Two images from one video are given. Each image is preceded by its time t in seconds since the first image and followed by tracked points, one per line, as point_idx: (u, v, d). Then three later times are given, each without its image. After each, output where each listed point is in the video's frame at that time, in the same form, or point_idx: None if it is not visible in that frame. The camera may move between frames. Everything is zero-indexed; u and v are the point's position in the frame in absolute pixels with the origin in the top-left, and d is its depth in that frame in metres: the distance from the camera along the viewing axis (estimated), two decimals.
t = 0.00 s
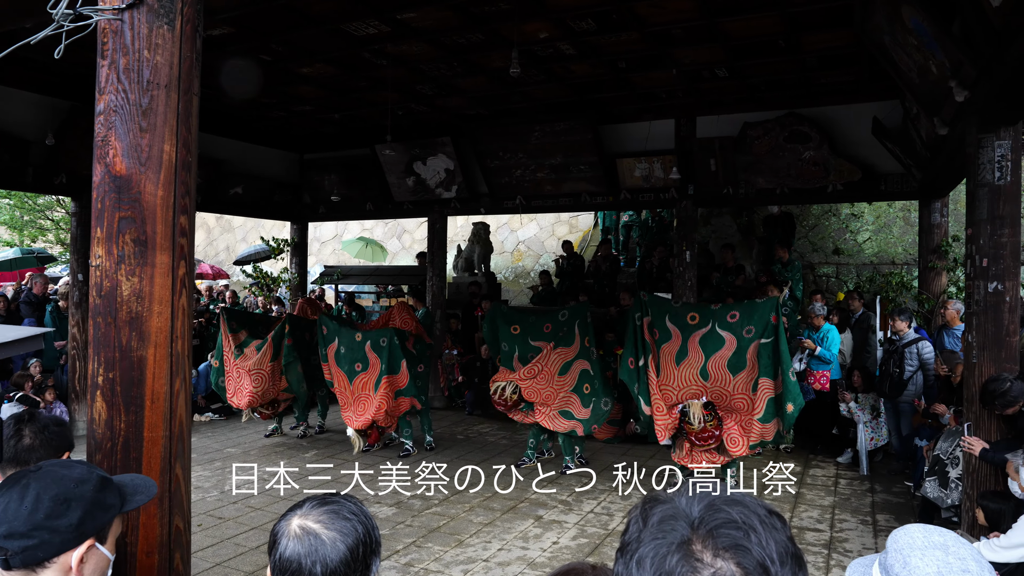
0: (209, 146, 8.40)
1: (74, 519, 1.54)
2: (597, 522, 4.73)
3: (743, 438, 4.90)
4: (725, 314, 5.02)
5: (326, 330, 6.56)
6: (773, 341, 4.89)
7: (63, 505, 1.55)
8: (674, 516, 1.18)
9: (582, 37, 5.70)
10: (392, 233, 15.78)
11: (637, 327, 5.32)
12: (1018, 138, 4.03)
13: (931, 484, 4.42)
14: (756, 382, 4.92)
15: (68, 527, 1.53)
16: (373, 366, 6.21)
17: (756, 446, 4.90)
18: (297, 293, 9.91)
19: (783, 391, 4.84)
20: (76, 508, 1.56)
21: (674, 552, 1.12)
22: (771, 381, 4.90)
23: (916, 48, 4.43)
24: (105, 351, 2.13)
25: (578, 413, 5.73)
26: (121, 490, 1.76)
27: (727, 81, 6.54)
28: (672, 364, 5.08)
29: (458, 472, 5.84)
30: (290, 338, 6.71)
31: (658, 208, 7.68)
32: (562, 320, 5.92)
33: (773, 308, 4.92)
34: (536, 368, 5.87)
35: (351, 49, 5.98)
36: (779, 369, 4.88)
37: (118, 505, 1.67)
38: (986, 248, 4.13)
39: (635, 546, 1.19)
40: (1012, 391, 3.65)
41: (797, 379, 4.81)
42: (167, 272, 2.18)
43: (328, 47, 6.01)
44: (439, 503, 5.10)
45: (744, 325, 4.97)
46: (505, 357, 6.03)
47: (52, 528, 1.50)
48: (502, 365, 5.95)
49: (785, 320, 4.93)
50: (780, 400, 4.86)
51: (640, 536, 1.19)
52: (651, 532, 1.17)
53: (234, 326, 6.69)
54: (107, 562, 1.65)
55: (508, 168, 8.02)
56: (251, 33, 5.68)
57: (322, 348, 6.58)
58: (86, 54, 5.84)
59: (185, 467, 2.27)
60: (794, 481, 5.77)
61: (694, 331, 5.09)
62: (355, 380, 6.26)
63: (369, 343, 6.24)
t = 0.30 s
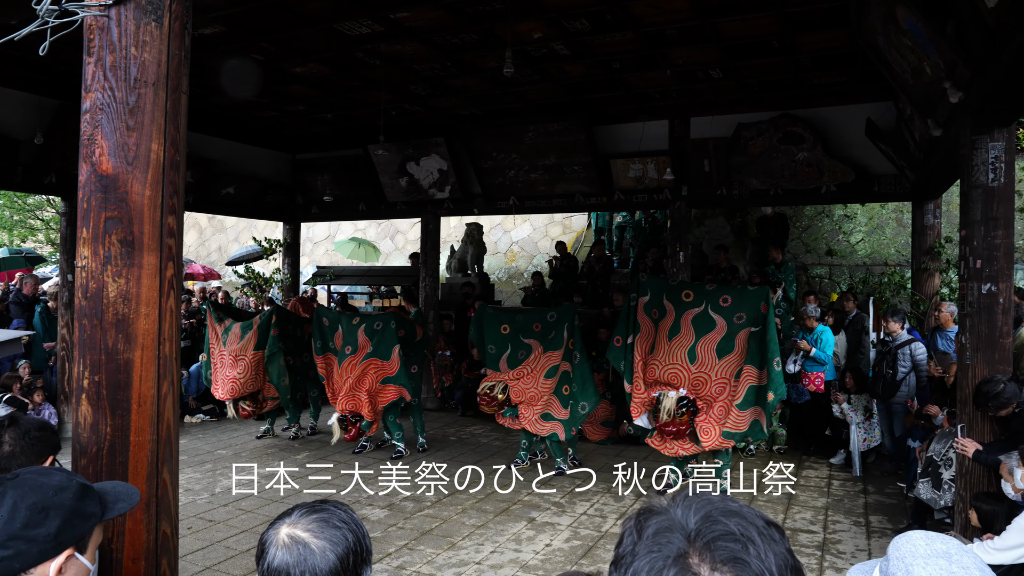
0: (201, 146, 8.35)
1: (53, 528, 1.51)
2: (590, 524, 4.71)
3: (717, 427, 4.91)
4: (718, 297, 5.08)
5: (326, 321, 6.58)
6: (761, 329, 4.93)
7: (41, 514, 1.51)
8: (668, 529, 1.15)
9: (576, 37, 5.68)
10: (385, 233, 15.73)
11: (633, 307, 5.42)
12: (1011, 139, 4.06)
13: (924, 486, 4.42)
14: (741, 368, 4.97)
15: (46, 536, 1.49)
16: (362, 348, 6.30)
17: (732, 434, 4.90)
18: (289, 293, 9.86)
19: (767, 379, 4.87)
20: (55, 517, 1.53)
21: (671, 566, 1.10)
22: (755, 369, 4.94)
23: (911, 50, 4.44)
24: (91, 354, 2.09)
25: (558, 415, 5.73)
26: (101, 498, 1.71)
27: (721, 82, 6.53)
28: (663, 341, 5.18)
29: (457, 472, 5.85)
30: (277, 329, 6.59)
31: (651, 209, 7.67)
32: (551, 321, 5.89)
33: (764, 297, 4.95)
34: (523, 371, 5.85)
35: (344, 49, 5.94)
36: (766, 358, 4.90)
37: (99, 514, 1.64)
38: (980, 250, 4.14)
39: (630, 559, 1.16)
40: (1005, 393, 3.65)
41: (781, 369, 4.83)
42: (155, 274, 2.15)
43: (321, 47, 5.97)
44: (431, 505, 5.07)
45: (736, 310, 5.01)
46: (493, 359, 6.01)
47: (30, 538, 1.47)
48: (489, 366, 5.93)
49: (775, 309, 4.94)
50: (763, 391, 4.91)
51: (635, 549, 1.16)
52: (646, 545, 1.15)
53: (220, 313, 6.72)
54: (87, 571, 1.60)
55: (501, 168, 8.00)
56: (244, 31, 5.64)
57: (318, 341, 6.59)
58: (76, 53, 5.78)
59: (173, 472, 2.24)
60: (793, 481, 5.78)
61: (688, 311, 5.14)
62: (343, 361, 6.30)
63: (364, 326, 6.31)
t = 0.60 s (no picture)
0: (137, 140, 8.04)
1: None
2: (538, 523, 4.72)
3: (651, 433, 5.01)
4: (656, 310, 5.20)
5: (270, 334, 6.42)
6: (695, 342, 5.05)
7: None
8: (625, 527, 1.15)
9: (525, 37, 5.68)
10: (331, 232, 15.47)
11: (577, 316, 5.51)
12: (942, 145, 4.24)
13: (860, 479, 4.55)
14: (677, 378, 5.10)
15: None
16: (302, 374, 6.20)
17: (663, 443, 5.03)
18: (230, 293, 9.58)
19: (706, 391, 5.01)
20: None
21: (629, 565, 1.09)
22: (689, 382, 5.07)
23: (849, 56, 4.61)
24: (15, 356, 1.95)
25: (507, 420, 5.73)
26: (23, 508, 1.61)
27: (668, 84, 6.65)
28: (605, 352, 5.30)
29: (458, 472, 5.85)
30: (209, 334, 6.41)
31: (598, 209, 7.75)
32: (481, 333, 5.85)
33: (695, 312, 5.06)
34: (459, 387, 5.82)
35: (289, 43, 5.81)
36: (701, 370, 5.04)
37: (21, 524, 1.58)
38: (914, 251, 4.31)
39: (587, 559, 1.15)
40: (936, 388, 3.80)
41: (724, 382, 4.98)
42: (88, 271, 2.05)
43: (264, 41, 5.82)
44: (377, 507, 4.99)
45: (673, 322, 5.15)
46: (434, 373, 5.92)
47: None
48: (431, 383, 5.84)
49: (706, 322, 5.06)
50: (699, 403, 5.05)
51: (592, 549, 1.15)
52: (603, 544, 1.14)
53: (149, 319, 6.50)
54: None
55: (448, 167, 7.95)
56: (183, 22, 5.45)
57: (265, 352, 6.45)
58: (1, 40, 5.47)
59: (106, 479, 2.13)
60: (793, 481, 5.80)
61: (631, 323, 5.27)
62: (284, 381, 6.25)
63: (308, 352, 6.20)
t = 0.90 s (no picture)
0: (85, 134, 7.77)
1: None
2: (501, 523, 4.70)
3: (607, 453, 5.14)
4: (596, 338, 5.30)
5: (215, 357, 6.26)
6: (638, 366, 5.18)
7: None
8: (595, 528, 1.14)
9: (486, 35, 5.65)
10: (288, 231, 15.20)
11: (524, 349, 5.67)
12: (893, 147, 4.35)
13: (818, 474, 4.68)
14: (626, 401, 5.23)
15: None
16: (253, 408, 6.04)
17: (619, 462, 5.16)
18: (185, 292, 9.34)
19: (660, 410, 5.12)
20: None
21: (601, 567, 1.08)
22: (640, 403, 5.19)
23: (805, 59, 4.70)
24: None
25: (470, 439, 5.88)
26: None
27: (628, 85, 6.69)
28: (556, 383, 5.44)
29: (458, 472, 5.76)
30: (146, 360, 6.23)
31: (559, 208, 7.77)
32: (433, 358, 5.86)
33: (636, 335, 5.18)
34: (426, 413, 5.87)
35: (244, 37, 5.66)
36: (648, 390, 5.17)
37: None
38: (868, 250, 4.42)
39: (556, 561, 1.13)
40: (889, 384, 3.89)
41: (678, 400, 5.05)
42: (30, 268, 1.95)
43: (219, 33, 5.66)
44: (338, 509, 4.91)
45: (613, 348, 5.25)
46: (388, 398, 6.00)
47: None
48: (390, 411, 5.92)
49: (648, 345, 5.18)
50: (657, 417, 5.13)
51: (561, 551, 1.14)
52: (573, 546, 1.12)
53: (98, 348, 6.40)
54: None
55: (408, 165, 7.87)
56: (132, 13, 5.27)
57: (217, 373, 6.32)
58: None
59: (53, 484, 2.04)
60: (793, 481, 5.80)
61: (573, 353, 5.39)
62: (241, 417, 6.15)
63: (249, 385, 6.01)
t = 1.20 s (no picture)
0: (85, 134, 7.75)
1: None
2: (503, 523, 4.68)
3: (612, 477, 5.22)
4: (585, 370, 5.33)
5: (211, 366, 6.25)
6: (627, 395, 5.23)
7: None
8: (612, 533, 1.11)
9: (487, 34, 5.63)
10: (289, 230, 15.18)
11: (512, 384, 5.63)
12: (897, 146, 4.33)
13: (822, 474, 4.66)
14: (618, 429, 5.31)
15: None
16: (247, 414, 6.02)
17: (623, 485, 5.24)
18: (185, 292, 9.32)
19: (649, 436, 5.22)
20: None
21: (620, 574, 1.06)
22: (631, 429, 5.27)
23: (808, 58, 4.68)
24: None
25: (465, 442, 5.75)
26: None
27: (629, 84, 6.66)
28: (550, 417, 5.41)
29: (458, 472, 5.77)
30: (139, 367, 6.17)
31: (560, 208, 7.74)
32: (430, 351, 5.83)
33: (625, 363, 5.23)
34: (421, 413, 5.77)
35: (244, 36, 5.64)
36: (638, 415, 5.25)
37: None
38: (871, 250, 4.40)
39: (572, 568, 1.11)
40: (893, 384, 3.88)
41: (668, 428, 5.12)
42: (31, 266, 1.93)
43: (219, 32, 5.64)
44: (340, 510, 4.89)
45: (603, 380, 5.29)
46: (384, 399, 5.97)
47: None
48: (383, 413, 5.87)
49: (638, 371, 5.23)
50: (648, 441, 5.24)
51: (578, 558, 1.11)
52: (590, 552, 1.10)
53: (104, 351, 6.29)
54: None
55: (409, 165, 7.85)
56: (131, 12, 5.24)
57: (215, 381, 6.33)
58: None
59: (53, 485, 2.02)
60: (792, 481, 5.79)
61: (564, 387, 5.40)
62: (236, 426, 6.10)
63: (242, 390, 5.98)
